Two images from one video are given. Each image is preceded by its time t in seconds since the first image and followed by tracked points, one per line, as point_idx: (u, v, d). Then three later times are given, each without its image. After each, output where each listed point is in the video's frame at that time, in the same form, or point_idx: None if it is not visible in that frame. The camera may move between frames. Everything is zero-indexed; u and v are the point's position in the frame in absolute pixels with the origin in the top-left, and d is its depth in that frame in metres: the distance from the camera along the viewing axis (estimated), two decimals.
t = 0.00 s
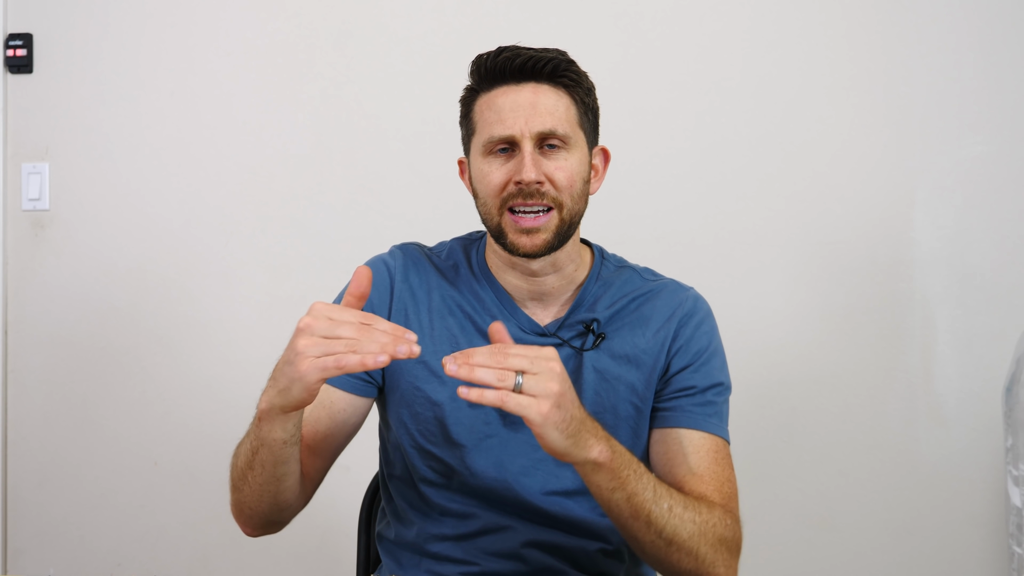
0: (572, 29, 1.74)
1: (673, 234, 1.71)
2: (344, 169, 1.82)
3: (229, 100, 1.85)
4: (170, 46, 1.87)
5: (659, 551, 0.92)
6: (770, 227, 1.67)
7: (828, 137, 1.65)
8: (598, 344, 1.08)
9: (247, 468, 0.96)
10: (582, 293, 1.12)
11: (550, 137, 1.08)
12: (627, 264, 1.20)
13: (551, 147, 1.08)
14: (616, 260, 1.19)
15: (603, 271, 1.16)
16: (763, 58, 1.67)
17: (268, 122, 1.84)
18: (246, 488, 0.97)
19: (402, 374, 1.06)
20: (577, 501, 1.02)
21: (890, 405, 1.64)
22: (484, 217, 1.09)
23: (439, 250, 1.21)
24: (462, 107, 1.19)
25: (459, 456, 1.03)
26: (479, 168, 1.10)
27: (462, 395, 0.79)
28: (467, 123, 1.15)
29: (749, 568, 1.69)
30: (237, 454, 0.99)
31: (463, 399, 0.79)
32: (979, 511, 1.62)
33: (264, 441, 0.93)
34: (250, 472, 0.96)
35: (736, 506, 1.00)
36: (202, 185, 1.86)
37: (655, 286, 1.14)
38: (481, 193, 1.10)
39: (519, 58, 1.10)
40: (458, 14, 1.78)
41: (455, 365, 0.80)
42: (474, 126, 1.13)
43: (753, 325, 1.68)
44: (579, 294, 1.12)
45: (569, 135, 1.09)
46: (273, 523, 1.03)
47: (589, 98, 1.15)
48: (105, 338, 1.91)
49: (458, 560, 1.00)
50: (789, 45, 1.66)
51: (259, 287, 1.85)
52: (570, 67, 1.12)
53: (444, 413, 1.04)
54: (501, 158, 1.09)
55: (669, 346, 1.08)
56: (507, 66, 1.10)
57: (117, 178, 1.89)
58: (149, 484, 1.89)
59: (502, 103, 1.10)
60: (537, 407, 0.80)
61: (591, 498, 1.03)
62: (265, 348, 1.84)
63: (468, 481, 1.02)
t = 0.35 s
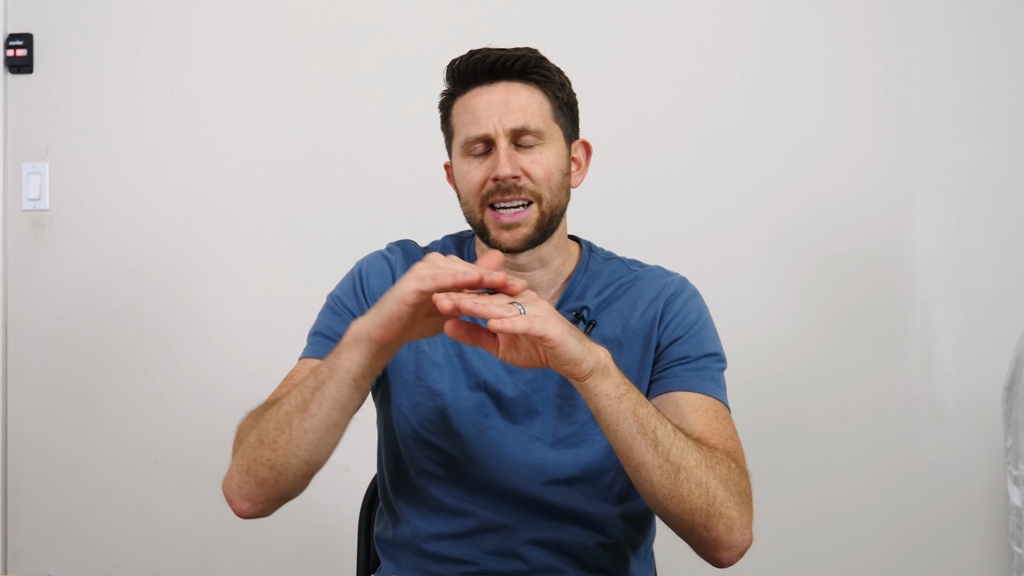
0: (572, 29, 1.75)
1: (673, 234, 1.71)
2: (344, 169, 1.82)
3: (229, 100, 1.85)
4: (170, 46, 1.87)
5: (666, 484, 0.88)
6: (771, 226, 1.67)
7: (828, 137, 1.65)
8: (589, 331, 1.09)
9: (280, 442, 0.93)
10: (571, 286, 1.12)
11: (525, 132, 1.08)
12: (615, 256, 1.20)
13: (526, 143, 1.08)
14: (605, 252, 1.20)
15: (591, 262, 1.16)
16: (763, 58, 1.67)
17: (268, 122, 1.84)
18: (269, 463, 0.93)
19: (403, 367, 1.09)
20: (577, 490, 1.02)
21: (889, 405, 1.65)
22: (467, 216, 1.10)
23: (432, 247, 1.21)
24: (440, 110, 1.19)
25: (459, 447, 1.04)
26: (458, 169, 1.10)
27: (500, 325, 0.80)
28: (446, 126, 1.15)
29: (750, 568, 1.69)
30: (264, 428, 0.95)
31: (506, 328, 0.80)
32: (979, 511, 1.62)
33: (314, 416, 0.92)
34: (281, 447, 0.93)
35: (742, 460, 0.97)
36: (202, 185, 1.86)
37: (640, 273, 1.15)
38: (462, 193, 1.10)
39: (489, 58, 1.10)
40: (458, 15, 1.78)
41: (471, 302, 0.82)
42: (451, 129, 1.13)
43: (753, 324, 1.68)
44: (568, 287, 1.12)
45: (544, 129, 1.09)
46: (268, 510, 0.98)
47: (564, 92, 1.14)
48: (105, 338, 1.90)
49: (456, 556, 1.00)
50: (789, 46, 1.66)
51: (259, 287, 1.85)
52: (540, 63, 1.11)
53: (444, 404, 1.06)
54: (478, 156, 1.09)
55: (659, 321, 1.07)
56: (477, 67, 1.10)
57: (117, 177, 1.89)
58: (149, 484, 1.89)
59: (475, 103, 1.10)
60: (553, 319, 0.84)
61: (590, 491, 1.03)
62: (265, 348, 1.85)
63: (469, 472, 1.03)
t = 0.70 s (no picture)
0: (571, 29, 1.75)
1: (673, 234, 1.71)
2: (344, 168, 1.82)
3: (229, 100, 1.85)
4: (170, 46, 1.87)
5: (689, 487, 0.89)
6: (771, 226, 1.67)
7: (828, 137, 1.65)
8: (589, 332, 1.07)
9: (277, 455, 0.94)
10: (570, 288, 1.12)
11: (512, 136, 1.08)
12: (613, 256, 1.20)
13: (514, 146, 1.08)
14: (603, 252, 1.19)
15: (589, 263, 1.15)
16: (763, 58, 1.67)
17: (268, 122, 1.84)
18: (266, 477, 0.94)
19: (401, 374, 1.08)
20: (579, 494, 1.02)
21: (889, 405, 1.64)
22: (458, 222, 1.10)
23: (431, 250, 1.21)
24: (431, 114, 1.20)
25: (460, 452, 1.04)
26: (448, 175, 1.11)
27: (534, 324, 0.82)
28: (437, 132, 1.16)
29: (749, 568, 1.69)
30: (262, 441, 0.96)
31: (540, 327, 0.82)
32: (979, 511, 1.62)
33: (308, 432, 0.92)
34: (278, 459, 0.93)
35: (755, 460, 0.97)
36: (203, 185, 1.86)
37: (639, 273, 1.14)
38: (452, 199, 1.11)
39: (474, 62, 1.10)
40: (458, 15, 1.78)
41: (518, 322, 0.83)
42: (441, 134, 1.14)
43: (753, 325, 1.68)
44: (567, 288, 1.12)
45: (531, 132, 1.09)
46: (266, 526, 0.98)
47: (553, 92, 1.14)
48: (105, 338, 1.91)
49: (457, 561, 1.00)
50: (789, 46, 1.66)
51: (259, 288, 1.85)
52: (526, 64, 1.11)
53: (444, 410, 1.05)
54: (467, 162, 1.09)
55: (660, 322, 1.08)
56: (461, 72, 1.10)
57: (117, 178, 1.89)
58: (149, 484, 1.89)
59: (461, 109, 1.10)
60: (582, 322, 0.85)
61: (592, 494, 1.03)
62: (265, 349, 1.85)
63: (470, 477, 1.03)
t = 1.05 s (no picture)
0: (571, 29, 1.75)
1: (673, 234, 1.71)
2: (344, 169, 1.82)
3: (229, 100, 1.85)
4: (170, 46, 1.87)
5: (752, 534, 0.99)
6: (771, 226, 1.67)
7: (828, 137, 1.65)
8: (596, 343, 1.08)
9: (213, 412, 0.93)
10: (576, 292, 1.11)
11: (516, 139, 1.08)
12: (618, 259, 1.20)
13: (519, 150, 1.08)
14: (607, 254, 1.19)
15: (595, 267, 1.16)
16: (763, 58, 1.67)
17: (268, 123, 1.84)
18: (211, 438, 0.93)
19: (396, 383, 1.06)
20: (574, 505, 1.03)
21: (890, 405, 1.65)
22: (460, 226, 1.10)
23: (432, 251, 1.20)
24: (432, 113, 1.19)
25: (459, 460, 1.03)
26: (450, 177, 1.10)
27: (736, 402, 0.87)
28: (438, 132, 1.16)
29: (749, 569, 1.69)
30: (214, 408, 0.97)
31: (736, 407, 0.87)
32: (979, 511, 1.62)
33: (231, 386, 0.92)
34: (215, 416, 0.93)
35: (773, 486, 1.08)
36: (203, 185, 1.86)
37: (650, 280, 1.15)
38: (454, 202, 1.10)
39: (478, 62, 1.09)
40: (458, 15, 1.78)
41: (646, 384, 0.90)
42: (442, 135, 1.13)
43: (753, 325, 1.68)
44: (573, 293, 1.11)
45: (536, 135, 1.09)
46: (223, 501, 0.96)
47: (557, 94, 1.14)
48: (105, 338, 1.91)
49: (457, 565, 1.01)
50: (789, 46, 1.66)
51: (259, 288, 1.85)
52: (531, 65, 1.11)
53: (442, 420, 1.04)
54: (469, 165, 1.09)
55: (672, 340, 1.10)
56: (466, 72, 1.09)
57: (117, 178, 1.89)
58: (149, 484, 1.89)
59: (464, 110, 1.10)
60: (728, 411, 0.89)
61: (588, 504, 1.04)
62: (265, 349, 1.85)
63: (469, 485, 1.03)
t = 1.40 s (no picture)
0: (571, 29, 1.75)
1: (673, 234, 1.71)
2: (344, 169, 1.82)
3: (229, 100, 1.85)
4: (169, 46, 1.87)
5: None
6: (771, 226, 1.67)
7: (828, 137, 1.65)
8: (596, 352, 1.07)
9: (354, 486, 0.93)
10: (579, 296, 1.10)
11: (515, 134, 1.07)
12: (620, 262, 1.18)
13: (518, 145, 1.08)
14: (610, 258, 1.18)
15: (597, 271, 1.14)
16: (763, 58, 1.67)
17: (268, 123, 1.84)
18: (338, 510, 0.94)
19: (396, 395, 1.05)
20: (576, 514, 1.04)
21: (890, 406, 1.65)
22: (459, 222, 1.09)
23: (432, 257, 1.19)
24: (431, 112, 1.20)
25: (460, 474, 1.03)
26: (450, 173, 1.10)
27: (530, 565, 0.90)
28: (437, 129, 1.16)
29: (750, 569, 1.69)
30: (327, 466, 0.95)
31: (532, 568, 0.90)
32: (980, 511, 1.62)
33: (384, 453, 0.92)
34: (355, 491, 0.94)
35: (747, 517, 1.06)
36: (203, 185, 1.86)
37: (653, 288, 1.13)
38: (454, 199, 1.10)
39: (477, 57, 1.10)
40: (459, 15, 1.78)
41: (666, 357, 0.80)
42: (441, 131, 1.13)
43: (753, 325, 1.68)
44: (575, 297, 1.11)
45: (535, 130, 1.08)
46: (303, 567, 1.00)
47: (555, 90, 1.14)
48: (105, 338, 1.91)
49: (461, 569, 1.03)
50: (788, 46, 1.66)
51: (259, 287, 1.85)
52: (529, 61, 1.11)
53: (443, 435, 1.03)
54: (468, 160, 1.09)
55: (675, 352, 1.08)
56: (465, 67, 1.10)
57: (117, 178, 1.89)
58: (149, 484, 1.89)
59: (463, 105, 1.10)
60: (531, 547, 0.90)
61: (592, 512, 1.04)
62: (265, 349, 1.85)
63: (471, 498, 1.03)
